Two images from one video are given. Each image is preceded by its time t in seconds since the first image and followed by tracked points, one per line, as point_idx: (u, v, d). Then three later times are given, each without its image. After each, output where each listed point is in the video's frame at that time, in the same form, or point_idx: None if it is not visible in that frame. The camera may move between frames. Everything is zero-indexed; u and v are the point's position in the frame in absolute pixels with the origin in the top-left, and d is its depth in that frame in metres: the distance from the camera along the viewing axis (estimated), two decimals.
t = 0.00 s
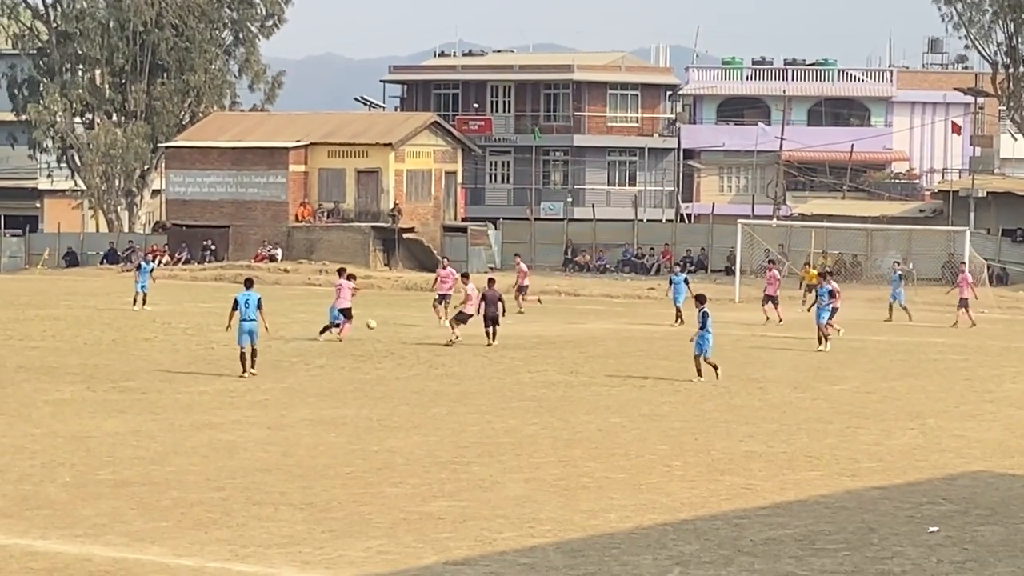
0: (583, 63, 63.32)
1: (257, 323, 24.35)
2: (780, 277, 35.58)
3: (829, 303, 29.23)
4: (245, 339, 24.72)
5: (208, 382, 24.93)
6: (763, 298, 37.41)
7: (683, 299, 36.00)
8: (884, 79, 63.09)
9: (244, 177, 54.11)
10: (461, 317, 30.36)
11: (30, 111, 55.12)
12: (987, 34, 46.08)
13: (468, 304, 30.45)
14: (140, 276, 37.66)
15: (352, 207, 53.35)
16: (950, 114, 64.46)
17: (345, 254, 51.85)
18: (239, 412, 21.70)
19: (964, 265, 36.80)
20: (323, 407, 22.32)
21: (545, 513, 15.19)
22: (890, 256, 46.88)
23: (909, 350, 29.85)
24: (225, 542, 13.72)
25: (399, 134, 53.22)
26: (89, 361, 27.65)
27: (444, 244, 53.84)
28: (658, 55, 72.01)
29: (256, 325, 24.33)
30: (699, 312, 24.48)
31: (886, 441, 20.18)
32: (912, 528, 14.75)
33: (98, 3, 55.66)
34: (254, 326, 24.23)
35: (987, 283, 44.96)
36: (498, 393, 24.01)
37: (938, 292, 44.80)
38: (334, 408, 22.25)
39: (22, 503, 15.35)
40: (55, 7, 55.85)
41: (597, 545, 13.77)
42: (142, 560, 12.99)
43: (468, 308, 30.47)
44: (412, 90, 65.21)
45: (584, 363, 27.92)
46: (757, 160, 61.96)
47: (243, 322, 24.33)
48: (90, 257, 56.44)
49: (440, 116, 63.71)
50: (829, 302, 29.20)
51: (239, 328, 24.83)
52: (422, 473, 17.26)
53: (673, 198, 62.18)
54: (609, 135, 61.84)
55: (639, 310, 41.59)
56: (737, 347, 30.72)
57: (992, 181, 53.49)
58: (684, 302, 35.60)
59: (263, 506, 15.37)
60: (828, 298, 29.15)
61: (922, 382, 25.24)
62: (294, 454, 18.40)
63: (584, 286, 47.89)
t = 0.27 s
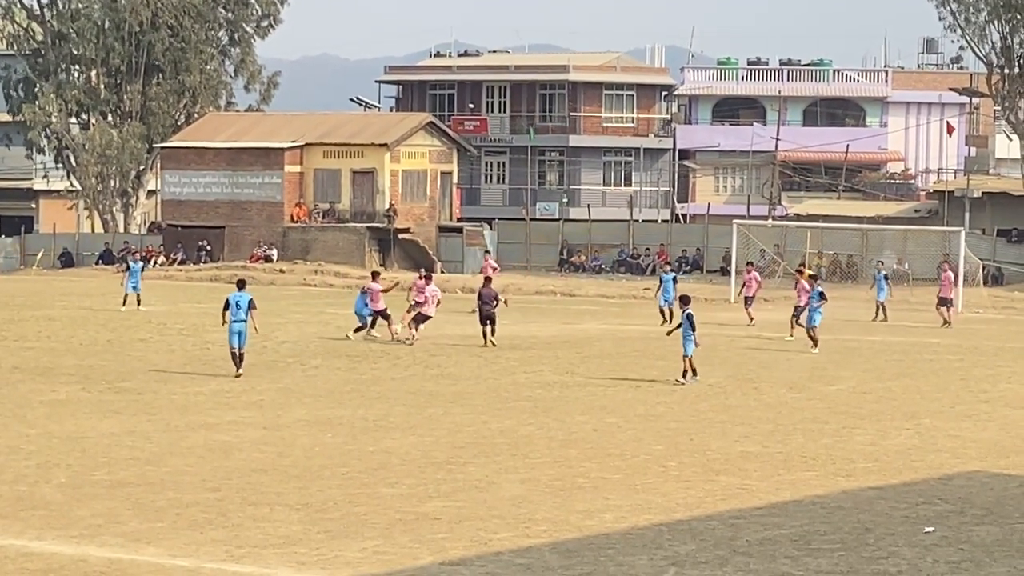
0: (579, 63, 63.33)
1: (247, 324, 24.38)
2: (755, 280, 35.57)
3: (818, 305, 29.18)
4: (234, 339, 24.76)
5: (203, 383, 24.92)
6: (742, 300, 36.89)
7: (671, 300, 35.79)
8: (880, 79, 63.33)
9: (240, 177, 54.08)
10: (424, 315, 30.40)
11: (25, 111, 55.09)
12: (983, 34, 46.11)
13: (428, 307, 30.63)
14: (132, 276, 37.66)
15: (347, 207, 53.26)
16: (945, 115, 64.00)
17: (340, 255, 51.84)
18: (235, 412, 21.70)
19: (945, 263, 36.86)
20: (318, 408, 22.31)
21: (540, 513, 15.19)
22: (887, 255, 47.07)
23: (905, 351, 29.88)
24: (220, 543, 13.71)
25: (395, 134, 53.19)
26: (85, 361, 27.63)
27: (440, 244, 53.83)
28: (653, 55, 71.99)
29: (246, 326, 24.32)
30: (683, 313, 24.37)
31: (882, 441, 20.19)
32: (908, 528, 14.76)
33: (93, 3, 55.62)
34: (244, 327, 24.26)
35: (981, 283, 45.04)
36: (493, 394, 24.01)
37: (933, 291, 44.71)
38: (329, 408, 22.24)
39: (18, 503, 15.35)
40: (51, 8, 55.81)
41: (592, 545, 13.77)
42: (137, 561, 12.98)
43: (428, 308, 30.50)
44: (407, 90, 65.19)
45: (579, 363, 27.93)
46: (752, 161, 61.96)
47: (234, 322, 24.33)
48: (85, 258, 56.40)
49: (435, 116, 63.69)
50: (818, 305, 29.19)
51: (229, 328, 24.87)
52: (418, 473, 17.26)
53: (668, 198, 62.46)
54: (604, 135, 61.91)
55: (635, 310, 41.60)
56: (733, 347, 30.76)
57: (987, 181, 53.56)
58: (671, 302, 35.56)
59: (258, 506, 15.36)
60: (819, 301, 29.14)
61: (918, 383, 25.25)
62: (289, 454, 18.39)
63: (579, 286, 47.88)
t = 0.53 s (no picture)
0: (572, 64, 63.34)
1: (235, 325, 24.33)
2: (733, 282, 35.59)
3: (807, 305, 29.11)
4: (222, 338, 24.72)
5: (196, 384, 24.89)
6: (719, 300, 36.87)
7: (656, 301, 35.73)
8: (873, 80, 63.14)
9: (233, 178, 54.03)
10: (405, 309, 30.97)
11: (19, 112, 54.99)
12: (976, 35, 46.15)
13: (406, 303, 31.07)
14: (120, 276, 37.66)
15: (341, 208, 53.34)
16: (939, 115, 64.50)
17: (334, 256, 51.84)
18: (228, 414, 21.67)
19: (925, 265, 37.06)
20: (312, 409, 22.29)
21: (534, 515, 15.19)
22: (880, 256, 47.00)
23: (899, 351, 29.92)
24: (213, 544, 13.69)
25: (389, 135, 53.19)
26: (78, 363, 27.60)
27: (434, 245, 53.75)
28: (647, 56, 72.05)
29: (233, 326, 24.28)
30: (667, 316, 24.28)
31: (875, 442, 20.21)
32: (902, 529, 14.77)
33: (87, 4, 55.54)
34: (232, 327, 24.23)
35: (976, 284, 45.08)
36: (487, 395, 24.01)
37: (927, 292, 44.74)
38: (323, 410, 22.24)
39: (11, 505, 15.32)
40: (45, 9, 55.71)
41: (586, 546, 13.77)
42: (130, 563, 12.95)
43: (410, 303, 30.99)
44: (401, 91, 65.19)
45: (573, 364, 27.95)
46: (746, 161, 61.81)
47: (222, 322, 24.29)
48: (79, 259, 56.34)
49: (429, 118, 63.65)
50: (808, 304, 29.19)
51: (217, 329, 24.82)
52: (412, 474, 17.26)
53: (661, 199, 62.12)
54: (598, 136, 61.96)
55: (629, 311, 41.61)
56: (728, 348, 30.85)
57: (981, 182, 53.71)
58: (658, 304, 35.54)
59: (252, 508, 15.35)
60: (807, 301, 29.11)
61: (911, 383, 25.27)
62: (283, 455, 18.37)
63: (573, 287, 47.87)
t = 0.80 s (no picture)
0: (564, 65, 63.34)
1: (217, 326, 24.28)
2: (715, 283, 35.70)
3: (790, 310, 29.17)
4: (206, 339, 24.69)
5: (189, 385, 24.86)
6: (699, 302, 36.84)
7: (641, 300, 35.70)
8: (865, 82, 63.29)
9: (225, 180, 53.96)
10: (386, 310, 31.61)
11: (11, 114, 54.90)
12: (968, 37, 46.21)
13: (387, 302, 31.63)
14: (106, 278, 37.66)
15: (333, 210, 53.28)
16: (931, 117, 64.69)
17: (326, 257, 51.78)
18: (221, 415, 21.65)
19: (905, 268, 37.34)
20: (304, 411, 22.28)
21: (526, 516, 15.19)
22: (873, 258, 46.96)
23: (891, 353, 29.97)
24: (205, 546, 13.67)
25: (381, 137, 53.16)
26: (70, 364, 27.57)
27: (425, 246, 53.48)
28: (639, 58, 72.08)
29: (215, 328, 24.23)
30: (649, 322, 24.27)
31: (867, 443, 20.23)
32: (894, 530, 14.78)
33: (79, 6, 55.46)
34: (214, 329, 24.17)
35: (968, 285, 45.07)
36: (479, 396, 24.00)
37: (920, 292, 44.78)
38: (315, 411, 22.22)
39: (3, 506, 15.29)
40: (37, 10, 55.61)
41: (579, 547, 13.77)
42: (122, 564, 12.93)
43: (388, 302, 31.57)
44: (393, 93, 65.26)
45: (566, 366, 27.94)
46: (738, 163, 61.90)
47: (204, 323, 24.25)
48: (71, 261, 56.27)
49: (421, 119, 63.61)
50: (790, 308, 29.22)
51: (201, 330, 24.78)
52: (404, 476, 17.25)
53: (653, 200, 62.44)
54: (590, 138, 62.03)
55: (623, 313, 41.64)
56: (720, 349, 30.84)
57: (973, 183, 53.77)
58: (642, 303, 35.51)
59: (244, 509, 15.33)
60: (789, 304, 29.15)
61: (903, 385, 25.29)
62: (276, 457, 18.35)
63: (565, 289, 47.87)
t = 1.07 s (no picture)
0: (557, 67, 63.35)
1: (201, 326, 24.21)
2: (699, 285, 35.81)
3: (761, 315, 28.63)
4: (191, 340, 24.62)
5: (181, 386, 24.82)
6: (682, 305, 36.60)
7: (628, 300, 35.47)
8: (856, 83, 63.40)
9: (217, 180, 53.90)
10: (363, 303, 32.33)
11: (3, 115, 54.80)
12: (959, 38, 46.27)
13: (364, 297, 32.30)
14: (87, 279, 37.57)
15: (325, 211, 53.20)
16: (923, 118, 64.82)
17: (318, 258, 51.84)
18: (212, 416, 21.62)
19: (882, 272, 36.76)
20: (296, 412, 22.25)
21: (519, 517, 15.18)
22: (864, 259, 47.32)
23: (884, 355, 29.97)
24: (197, 547, 13.65)
25: (372, 138, 53.11)
26: (61, 365, 27.51)
27: (417, 247, 53.79)
28: (631, 59, 72.08)
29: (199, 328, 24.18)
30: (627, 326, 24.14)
31: (859, 445, 20.24)
32: (885, 531, 14.79)
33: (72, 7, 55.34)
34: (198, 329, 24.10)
35: (959, 286, 44.98)
36: (471, 398, 23.99)
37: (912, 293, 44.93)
38: (307, 412, 22.19)
39: None
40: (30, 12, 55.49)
41: (571, 549, 13.77)
42: (114, 565, 12.90)
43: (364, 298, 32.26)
44: (386, 94, 65.30)
45: (558, 367, 27.92)
46: (730, 164, 61.64)
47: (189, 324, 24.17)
48: (62, 262, 56.17)
49: (413, 120, 63.56)
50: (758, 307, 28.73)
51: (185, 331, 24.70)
52: (396, 477, 17.23)
53: (646, 202, 62.67)
54: (581, 139, 62.08)
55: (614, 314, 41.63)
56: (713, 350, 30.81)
57: (964, 184, 53.84)
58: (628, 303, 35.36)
59: (236, 510, 15.31)
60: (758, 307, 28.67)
61: (895, 386, 25.29)
62: (267, 458, 18.33)
63: (557, 290, 47.85)
